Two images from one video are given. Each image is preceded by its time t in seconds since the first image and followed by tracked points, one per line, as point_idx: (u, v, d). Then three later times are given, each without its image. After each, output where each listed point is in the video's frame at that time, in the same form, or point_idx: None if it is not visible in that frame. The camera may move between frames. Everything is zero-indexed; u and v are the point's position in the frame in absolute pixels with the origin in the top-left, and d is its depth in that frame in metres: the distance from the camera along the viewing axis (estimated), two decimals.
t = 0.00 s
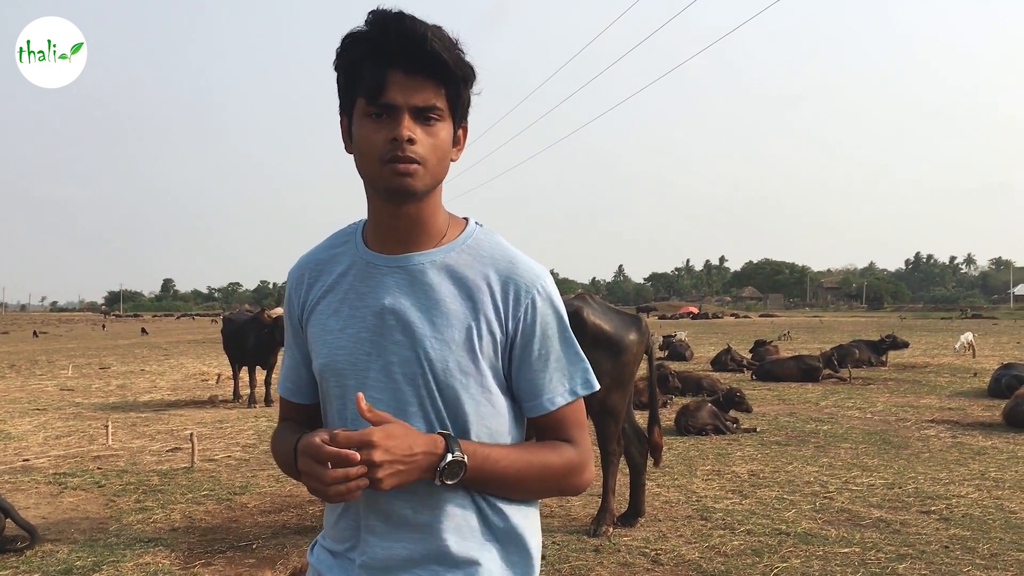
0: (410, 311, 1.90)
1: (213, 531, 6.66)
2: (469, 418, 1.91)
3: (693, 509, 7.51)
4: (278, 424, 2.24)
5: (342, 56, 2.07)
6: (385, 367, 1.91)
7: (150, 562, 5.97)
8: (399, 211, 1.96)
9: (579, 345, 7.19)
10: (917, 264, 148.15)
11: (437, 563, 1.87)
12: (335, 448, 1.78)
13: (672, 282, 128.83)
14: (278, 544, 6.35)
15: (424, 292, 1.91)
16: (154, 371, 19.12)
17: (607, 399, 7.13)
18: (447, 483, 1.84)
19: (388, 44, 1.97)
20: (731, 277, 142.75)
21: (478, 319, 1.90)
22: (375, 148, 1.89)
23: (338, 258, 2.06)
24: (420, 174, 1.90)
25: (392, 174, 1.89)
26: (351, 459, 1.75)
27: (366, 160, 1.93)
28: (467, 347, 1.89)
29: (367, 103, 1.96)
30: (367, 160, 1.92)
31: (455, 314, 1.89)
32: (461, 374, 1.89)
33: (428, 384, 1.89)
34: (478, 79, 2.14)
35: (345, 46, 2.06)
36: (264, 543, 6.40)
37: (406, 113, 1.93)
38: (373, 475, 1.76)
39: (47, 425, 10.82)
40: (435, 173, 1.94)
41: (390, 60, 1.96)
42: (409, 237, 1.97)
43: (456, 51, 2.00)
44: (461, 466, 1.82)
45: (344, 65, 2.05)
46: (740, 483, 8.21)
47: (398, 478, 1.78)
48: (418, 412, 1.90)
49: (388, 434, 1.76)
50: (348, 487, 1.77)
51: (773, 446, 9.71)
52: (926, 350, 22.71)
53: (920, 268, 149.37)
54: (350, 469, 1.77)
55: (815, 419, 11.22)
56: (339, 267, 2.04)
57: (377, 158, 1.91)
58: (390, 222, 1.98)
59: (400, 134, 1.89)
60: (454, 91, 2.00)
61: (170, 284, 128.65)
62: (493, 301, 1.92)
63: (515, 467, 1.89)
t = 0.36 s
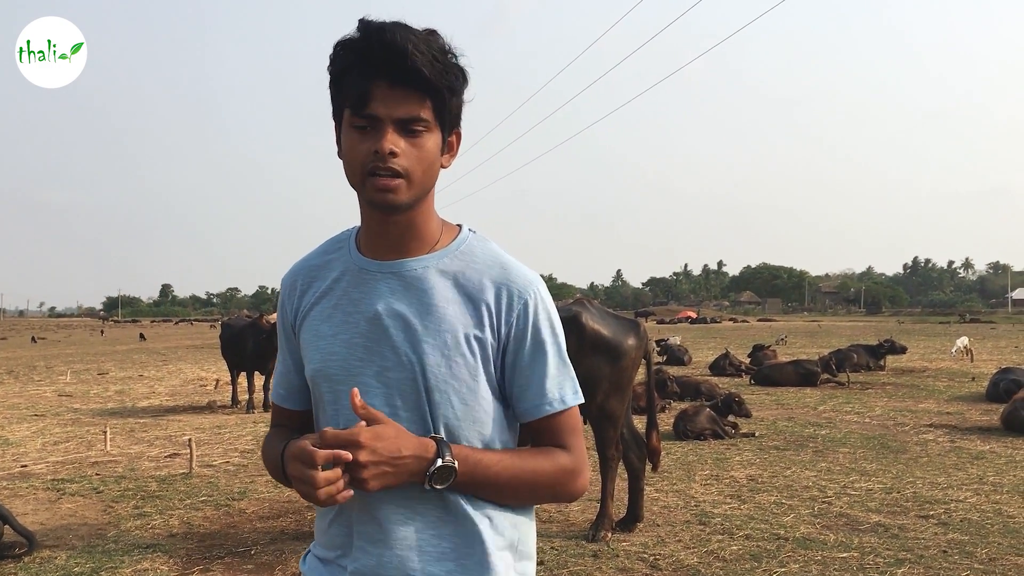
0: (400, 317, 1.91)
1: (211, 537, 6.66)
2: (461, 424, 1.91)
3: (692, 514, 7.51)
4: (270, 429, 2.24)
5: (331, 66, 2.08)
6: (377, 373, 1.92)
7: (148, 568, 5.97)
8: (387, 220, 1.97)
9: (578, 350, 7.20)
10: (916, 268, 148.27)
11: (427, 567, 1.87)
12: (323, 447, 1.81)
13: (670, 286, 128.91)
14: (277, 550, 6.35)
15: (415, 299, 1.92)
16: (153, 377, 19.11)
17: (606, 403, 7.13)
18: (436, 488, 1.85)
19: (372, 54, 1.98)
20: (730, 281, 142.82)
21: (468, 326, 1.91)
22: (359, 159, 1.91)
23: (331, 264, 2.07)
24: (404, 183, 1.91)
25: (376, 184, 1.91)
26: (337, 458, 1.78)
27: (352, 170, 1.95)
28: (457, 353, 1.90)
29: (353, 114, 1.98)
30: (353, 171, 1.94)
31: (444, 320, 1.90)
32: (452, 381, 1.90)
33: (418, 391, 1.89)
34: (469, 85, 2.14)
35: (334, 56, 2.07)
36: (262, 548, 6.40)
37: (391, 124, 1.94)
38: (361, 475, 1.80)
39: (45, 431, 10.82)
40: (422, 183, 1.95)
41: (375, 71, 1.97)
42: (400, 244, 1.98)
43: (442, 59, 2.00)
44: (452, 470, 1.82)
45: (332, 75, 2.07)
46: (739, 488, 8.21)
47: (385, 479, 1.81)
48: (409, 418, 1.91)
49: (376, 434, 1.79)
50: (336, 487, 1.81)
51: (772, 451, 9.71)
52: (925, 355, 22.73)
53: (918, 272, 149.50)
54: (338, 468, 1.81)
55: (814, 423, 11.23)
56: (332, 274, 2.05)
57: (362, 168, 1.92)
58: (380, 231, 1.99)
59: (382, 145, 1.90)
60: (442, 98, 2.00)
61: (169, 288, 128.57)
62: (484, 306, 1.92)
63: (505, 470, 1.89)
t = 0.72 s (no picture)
0: (398, 319, 1.91)
1: (214, 540, 6.66)
2: (458, 427, 1.91)
3: (694, 517, 7.50)
4: (268, 431, 2.25)
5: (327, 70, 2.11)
6: (375, 374, 1.92)
7: (150, 571, 5.96)
8: (384, 222, 1.97)
9: (581, 354, 7.20)
10: (918, 272, 148.18)
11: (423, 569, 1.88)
12: (315, 451, 1.81)
13: (671, 290, 128.76)
14: (279, 553, 6.35)
15: (414, 300, 1.93)
16: (155, 379, 19.12)
17: (608, 407, 7.13)
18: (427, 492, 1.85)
19: (362, 55, 1.99)
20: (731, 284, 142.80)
21: (465, 327, 1.91)
22: (351, 158, 1.91)
23: (332, 266, 2.08)
24: (395, 183, 1.90)
25: (367, 183, 1.91)
26: (328, 464, 1.77)
27: (346, 170, 1.96)
28: (454, 355, 1.90)
29: (347, 114, 2.00)
30: (346, 170, 1.95)
31: (441, 322, 1.90)
32: (449, 382, 1.90)
33: (415, 394, 1.89)
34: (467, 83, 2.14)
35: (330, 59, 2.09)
36: (265, 551, 6.40)
37: (382, 124, 1.95)
38: (354, 481, 1.79)
39: (48, 433, 10.82)
40: (415, 181, 1.94)
41: (365, 71, 1.98)
42: (398, 246, 1.99)
43: (433, 59, 2.00)
44: (444, 475, 1.83)
45: (328, 78, 2.09)
46: (741, 492, 8.21)
47: (378, 483, 1.80)
48: (407, 420, 1.91)
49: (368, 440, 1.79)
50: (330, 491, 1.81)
51: (774, 454, 9.71)
52: (927, 358, 22.71)
53: (920, 276, 149.42)
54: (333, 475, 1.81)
55: (816, 427, 11.23)
56: (332, 275, 2.06)
57: (354, 167, 1.93)
58: (378, 232, 2.00)
59: (371, 142, 1.91)
60: (434, 98, 2.00)
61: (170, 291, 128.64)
62: (481, 309, 1.92)
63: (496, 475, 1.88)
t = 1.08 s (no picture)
0: (407, 317, 1.91)
1: (218, 538, 6.67)
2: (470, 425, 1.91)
3: (697, 518, 7.50)
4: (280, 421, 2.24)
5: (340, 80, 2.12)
6: (385, 371, 1.92)
7: (155, 569, 5.97)
8: (398, 224, 1.98)
9: (585, 354, 7.19)
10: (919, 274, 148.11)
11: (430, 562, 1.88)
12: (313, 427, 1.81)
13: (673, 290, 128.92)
14: (283, 551, 6.35)
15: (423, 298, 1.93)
16: (158, 378, 19.14)
17: (613, 407, 7.12)
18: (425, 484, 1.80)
19: (369, 62, 1.99)
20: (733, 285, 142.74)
21: (474, 327, 1.89)
22: (361, 165, 1.92)
23: (348, 263, 2.09)
24: (405, 188, 1.90)
25: (376, 188, 1.91)
26: (319, 443, 1.76)
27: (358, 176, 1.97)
28: (461, 355, 1.89)
29: (357, 122, 2.01)
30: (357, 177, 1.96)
31: (451, 321, 1.89)
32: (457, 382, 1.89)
33: (426, 392, 1.90)
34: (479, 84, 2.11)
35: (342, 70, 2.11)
36: (269, 550, 6.40)
37: (390, 129, 1.95)
38: (346, 465, 1.77)
39: (52, 431, 10.84)
40: (424, 186, 1.94)
41: (373, 79, 1.98)
42: (412, 247, 1.99)
43: (441, 61, 1.99)
44: (439, 465, 1.78)
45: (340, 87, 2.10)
46: (744, 493, 8.21)
47: (369, 470, 1.77)
48: (415, 417, 1.91)
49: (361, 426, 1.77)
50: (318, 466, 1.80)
51: (778, 455, 9.70)
52: (931, 360, 22.69)
53: (922, 277, 149.35)
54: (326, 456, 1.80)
55: (820, 429, 11.22)
56: (347, 272, 2.07)
57: (364, 173, 1.93)
58: (393, 234, 2.00)
59: (380, 150, 1.90)
60: (443, 100, 1.99)
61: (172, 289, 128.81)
62: (490, 309, 1.90)
63: (493, 471, 1.81)
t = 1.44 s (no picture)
0: (412, 318, 1.91)
1: (218, 536, 6.67)
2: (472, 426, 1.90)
3: (698, 517, 7.50)
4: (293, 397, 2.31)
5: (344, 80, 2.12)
6: (390, 371, 1.92)
7: (156, 566, 5.97)
8: (408, 223, 1.98)
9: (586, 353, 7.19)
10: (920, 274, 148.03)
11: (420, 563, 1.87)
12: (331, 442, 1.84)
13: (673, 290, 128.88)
14: (283, 549, 6.35)
15: (425, 300, 1.92)
16: (159, 375, 19.15)
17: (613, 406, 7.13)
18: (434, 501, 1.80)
19: (374, 59, 1.98)
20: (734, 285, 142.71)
21: (474, 330, 1.88)
22: (367, 164, 1.92)
23: (363, 263, 2.11)
24: (411, 186, 1.90)
25: (384, 188, 1.91)
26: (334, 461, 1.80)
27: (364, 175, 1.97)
28: (462, 358, 1.88)
29: (364, 121, 2.00)
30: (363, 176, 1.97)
31: (454, 324, 1.88)
32: (460, 384, 1.88)
33: (429, 394, 1.89)
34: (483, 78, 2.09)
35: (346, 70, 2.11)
36: (269, 547, 6.41)
37: (395, 128, 1.94)
38: (350, 478, 1.81)
39: (53, 428, 10.85)
40: (431, 184, 1.93)
41: (378, 77, 1.98)
42: (421, 246, 1.99)
43: (446, 57, 1.97)
44: (445, 484, 1.78)
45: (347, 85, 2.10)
46: (745, 492, 8.20)
47: (374, 489, 1.78)
48: (414, 421, 1.91)
49: (371, 451, 1.77)
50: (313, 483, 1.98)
51: (778, 455, 9.70)
52: (932, 361, 22.67)
53: (923, 278, 149.27)
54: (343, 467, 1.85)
55: (820, 428, 11.22)
56: (361, 271, 2.08)
57: (370, 173, 1.94)
58: (404, 233, 2.00)
59: (386, 149, 1.90)
60: (449, 98, 1.97)
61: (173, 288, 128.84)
62: (493, 312, 1.88)
63: (497, 483, 1.81)
